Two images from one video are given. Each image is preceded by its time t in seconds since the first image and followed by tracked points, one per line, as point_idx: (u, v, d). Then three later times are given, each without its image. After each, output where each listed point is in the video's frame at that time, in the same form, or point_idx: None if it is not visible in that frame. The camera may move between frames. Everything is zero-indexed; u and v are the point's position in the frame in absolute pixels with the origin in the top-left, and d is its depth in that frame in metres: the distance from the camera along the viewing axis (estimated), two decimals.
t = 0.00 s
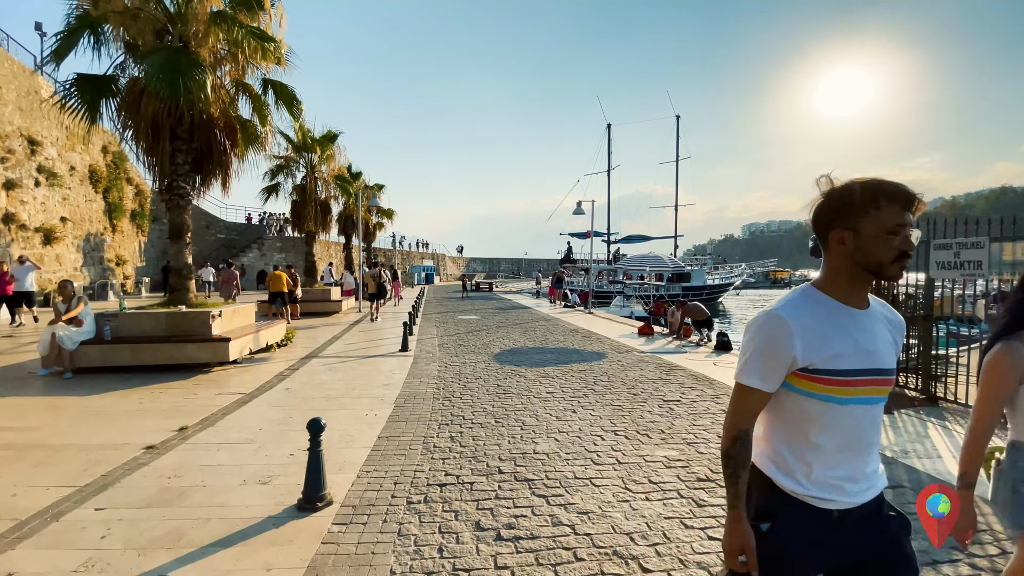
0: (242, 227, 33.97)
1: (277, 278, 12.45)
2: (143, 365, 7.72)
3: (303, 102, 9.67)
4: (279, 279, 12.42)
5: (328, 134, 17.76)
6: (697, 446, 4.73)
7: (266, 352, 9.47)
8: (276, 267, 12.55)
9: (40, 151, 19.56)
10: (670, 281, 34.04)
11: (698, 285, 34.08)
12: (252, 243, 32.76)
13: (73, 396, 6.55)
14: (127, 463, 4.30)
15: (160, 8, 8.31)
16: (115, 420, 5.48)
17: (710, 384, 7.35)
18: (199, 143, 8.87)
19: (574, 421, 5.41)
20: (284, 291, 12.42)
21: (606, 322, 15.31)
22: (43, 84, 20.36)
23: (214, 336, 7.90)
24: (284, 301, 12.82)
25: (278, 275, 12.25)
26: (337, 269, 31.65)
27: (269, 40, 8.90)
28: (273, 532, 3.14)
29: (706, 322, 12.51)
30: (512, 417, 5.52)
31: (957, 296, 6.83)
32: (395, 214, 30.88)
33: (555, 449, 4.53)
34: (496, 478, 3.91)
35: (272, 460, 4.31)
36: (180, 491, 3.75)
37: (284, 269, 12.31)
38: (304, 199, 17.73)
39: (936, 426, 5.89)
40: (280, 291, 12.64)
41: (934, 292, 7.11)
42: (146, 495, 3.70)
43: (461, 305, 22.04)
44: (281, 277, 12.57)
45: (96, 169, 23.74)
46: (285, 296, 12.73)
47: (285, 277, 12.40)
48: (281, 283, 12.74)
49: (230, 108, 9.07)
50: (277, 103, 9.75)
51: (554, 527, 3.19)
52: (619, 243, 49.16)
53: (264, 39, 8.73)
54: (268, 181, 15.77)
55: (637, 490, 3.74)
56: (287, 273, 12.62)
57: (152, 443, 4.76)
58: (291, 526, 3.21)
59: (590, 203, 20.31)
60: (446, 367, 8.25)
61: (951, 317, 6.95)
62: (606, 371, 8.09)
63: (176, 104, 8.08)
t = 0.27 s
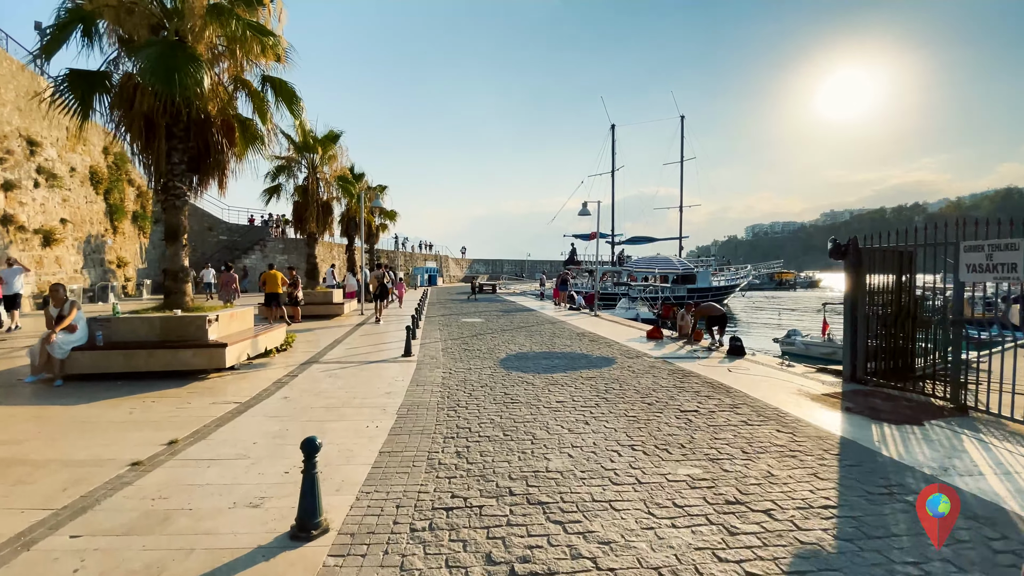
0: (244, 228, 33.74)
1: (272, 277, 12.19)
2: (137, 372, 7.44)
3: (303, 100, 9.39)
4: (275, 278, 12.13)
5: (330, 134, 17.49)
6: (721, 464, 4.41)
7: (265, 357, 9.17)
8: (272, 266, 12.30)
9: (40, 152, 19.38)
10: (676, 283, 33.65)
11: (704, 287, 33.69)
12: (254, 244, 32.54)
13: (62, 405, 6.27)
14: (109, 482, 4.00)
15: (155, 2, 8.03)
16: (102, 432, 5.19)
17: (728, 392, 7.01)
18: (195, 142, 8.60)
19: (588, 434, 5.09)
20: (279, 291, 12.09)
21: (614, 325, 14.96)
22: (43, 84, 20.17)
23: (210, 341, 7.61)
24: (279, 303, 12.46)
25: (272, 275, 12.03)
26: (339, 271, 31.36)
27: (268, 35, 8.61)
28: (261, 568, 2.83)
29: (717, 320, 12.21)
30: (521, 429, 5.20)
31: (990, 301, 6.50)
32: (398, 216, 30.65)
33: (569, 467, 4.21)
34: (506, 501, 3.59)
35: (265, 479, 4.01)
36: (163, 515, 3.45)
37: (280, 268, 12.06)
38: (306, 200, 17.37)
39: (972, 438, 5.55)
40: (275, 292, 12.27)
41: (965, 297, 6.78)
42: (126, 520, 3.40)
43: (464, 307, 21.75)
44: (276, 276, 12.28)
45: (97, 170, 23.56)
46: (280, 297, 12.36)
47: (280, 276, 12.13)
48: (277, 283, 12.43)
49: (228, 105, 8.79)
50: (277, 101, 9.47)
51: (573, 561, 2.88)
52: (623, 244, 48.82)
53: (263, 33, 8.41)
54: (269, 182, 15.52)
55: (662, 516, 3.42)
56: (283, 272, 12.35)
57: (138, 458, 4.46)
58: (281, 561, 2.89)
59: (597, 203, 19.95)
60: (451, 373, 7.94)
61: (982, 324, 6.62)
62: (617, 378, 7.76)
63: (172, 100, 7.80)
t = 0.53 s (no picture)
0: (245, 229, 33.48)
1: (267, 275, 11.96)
2: (124, 375, 7.13)
3: (300, 91, 9.10)
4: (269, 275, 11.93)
5: (330, 132, 17.21)
6: (743, 479, 4.07)
7: (259, 360, 8.85)
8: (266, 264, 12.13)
9: (37, 150, 19.14)
10: (680, 283, 33.24)
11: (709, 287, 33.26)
12: (255, 245, 32.29)
13: (43, 411, 5.96)
14: (80, 498, 3.69)
15: None
16: (80, 441, 4.88)
17: (743, 398, 6.67)
18: (188, 137, 8.30)
19: (598, 444, 4.75)
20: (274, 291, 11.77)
21: (619, 326, 14.60)
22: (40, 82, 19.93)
23: (201, 344, 7.30)
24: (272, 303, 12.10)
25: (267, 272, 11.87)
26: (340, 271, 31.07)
27: (263, 25, 8.31)
28: None
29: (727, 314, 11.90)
30: (525, 438, 4.87)
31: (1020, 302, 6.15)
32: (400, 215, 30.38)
33: (579, 482, 3.87)
34: (511, 523, 3.25)
35: (248, 496, 3.69)
36: (133, 539, 3.13)
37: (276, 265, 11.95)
38: (305, 198, 16.95)
39: (1008, 449, 5.19)
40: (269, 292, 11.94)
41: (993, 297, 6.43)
42: (93, 543, 3.09)
43: (466, 308, 21.43)
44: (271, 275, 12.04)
45: (96, 170, 23.32)
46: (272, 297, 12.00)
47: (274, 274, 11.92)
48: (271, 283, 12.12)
49: (222, 99, 8.49)
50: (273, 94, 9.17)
51: None
52: (626, 244, 48.47)
53: (257, 23, 8.10)
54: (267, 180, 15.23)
55: (684, 541, 3.08)
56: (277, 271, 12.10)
57: (114, 472, 4.15)
58: None
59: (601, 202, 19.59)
60: (451, 377, 7.61)
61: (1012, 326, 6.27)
62: (626, 382, 7.43)
63: (163, 93, 7.51)
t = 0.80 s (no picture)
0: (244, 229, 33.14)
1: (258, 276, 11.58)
2: (106, 383, 6.77)
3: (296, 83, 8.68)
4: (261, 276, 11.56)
5: (328, 130, 16.83)
6: (770, 505, 3.70)
7: (251, 366, 8.48)
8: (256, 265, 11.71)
9: (31, 149, 18.82)
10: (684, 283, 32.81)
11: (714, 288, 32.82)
12: (254, 245, 31.94)
13: (16, 423, 5.61)
14: (35, 529, 3.32)
15: None
16: (49, 459, 4.51)
17: (759, 408, 6.28)
18: (176, 133, 7.95)
19: (607, 463, 4.37)
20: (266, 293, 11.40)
21: (625, 329, 14.21)
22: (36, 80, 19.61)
23: (188, 350, 6.93)
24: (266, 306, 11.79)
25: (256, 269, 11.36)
26: (340, 272, 30.71)
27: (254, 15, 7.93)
28: None
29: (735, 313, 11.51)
30: (529, 456, 4.49)
31: None
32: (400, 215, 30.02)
33: (589, 511, 3.49)
34: (514, 562, 2.88)
35: (221, 527, 3.31)
36: None
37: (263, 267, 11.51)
38: (303, 197, 16.52)
39: None
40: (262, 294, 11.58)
41: None
42: None
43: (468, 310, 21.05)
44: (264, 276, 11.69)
45: (93, 169, 23.00)
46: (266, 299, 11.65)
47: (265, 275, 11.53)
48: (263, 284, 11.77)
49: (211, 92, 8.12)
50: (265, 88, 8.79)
51: None
52: (629, 244, 48.04)
53: (247, 13, 7.71)
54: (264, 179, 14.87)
55: None
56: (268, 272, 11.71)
57: (80, 495, 3.80)
58: None
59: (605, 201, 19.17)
60: (451, 384, 7.23)
61: None
62: (635, 391, 7.04)
63: (147, 86, 7.15)
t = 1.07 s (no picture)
0: (242, 228, 32.80)
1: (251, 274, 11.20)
2: (88, 387, 6.43)
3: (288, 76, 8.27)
4: (253, 274, 11.17)
5: (326, 126, 16.47)
6: (803, 528, 3.35)
7: (243, 369, 8.13)
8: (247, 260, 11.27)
9: (23, 146, 18.44)
10: (686, 282, 32.43)
11: (717, 287, 32.46)
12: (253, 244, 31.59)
13: None
14: None
15: None
16: (16, 473, 4.15)
17: (779, 416, 5.92)
18: (163, 125, 7.62)
19: (620, 478, 4.02)
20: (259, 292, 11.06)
21: (630, 329, 13.84)
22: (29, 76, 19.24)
23: (174, 352, 6.57)
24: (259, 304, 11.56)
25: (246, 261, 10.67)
26: (338, 271, 30.36)
27: (244, 3, 7.56)
28: None
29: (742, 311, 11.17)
30: (535, 470, 4.15)
31: None
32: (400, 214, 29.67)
33: (603, 536, 3.14)
34: None
35: (194, 555, 2.96)
36: None
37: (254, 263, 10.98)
38: (299, 195, 16.14)
39: None
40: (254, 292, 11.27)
41: None
42: None
43: (468, 310, 20.69)
44: (257, 274, 11.33)
45: (88, 167, 22.63)
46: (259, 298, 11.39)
47: (259, 274, 11.16)
48: (256, 281, 11.44)
49: (199, 84, 7.76)
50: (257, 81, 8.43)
51: None
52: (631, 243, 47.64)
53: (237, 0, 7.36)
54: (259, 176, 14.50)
55: None
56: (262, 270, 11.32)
57: (42, 516, 3.44)
58: None
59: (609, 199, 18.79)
60: (451, 389, 6.87)
61: None
62: (645, 396, 6.69)
63: (132, 75, 6.81)
